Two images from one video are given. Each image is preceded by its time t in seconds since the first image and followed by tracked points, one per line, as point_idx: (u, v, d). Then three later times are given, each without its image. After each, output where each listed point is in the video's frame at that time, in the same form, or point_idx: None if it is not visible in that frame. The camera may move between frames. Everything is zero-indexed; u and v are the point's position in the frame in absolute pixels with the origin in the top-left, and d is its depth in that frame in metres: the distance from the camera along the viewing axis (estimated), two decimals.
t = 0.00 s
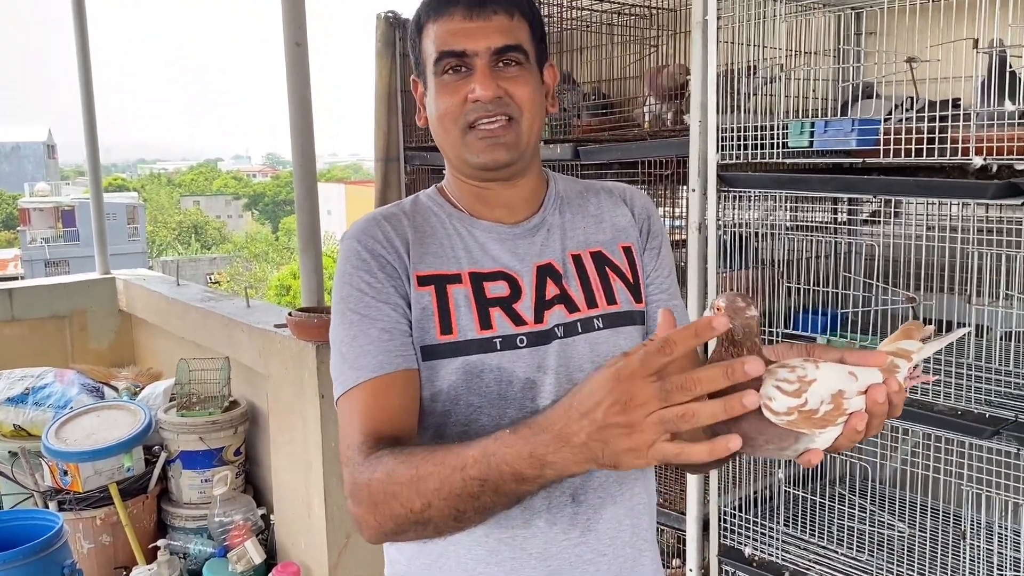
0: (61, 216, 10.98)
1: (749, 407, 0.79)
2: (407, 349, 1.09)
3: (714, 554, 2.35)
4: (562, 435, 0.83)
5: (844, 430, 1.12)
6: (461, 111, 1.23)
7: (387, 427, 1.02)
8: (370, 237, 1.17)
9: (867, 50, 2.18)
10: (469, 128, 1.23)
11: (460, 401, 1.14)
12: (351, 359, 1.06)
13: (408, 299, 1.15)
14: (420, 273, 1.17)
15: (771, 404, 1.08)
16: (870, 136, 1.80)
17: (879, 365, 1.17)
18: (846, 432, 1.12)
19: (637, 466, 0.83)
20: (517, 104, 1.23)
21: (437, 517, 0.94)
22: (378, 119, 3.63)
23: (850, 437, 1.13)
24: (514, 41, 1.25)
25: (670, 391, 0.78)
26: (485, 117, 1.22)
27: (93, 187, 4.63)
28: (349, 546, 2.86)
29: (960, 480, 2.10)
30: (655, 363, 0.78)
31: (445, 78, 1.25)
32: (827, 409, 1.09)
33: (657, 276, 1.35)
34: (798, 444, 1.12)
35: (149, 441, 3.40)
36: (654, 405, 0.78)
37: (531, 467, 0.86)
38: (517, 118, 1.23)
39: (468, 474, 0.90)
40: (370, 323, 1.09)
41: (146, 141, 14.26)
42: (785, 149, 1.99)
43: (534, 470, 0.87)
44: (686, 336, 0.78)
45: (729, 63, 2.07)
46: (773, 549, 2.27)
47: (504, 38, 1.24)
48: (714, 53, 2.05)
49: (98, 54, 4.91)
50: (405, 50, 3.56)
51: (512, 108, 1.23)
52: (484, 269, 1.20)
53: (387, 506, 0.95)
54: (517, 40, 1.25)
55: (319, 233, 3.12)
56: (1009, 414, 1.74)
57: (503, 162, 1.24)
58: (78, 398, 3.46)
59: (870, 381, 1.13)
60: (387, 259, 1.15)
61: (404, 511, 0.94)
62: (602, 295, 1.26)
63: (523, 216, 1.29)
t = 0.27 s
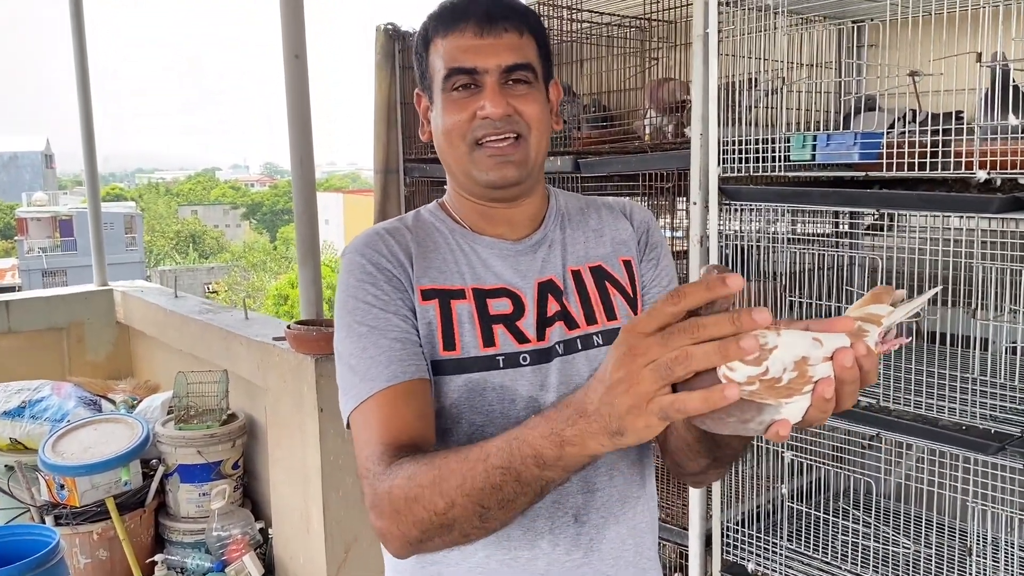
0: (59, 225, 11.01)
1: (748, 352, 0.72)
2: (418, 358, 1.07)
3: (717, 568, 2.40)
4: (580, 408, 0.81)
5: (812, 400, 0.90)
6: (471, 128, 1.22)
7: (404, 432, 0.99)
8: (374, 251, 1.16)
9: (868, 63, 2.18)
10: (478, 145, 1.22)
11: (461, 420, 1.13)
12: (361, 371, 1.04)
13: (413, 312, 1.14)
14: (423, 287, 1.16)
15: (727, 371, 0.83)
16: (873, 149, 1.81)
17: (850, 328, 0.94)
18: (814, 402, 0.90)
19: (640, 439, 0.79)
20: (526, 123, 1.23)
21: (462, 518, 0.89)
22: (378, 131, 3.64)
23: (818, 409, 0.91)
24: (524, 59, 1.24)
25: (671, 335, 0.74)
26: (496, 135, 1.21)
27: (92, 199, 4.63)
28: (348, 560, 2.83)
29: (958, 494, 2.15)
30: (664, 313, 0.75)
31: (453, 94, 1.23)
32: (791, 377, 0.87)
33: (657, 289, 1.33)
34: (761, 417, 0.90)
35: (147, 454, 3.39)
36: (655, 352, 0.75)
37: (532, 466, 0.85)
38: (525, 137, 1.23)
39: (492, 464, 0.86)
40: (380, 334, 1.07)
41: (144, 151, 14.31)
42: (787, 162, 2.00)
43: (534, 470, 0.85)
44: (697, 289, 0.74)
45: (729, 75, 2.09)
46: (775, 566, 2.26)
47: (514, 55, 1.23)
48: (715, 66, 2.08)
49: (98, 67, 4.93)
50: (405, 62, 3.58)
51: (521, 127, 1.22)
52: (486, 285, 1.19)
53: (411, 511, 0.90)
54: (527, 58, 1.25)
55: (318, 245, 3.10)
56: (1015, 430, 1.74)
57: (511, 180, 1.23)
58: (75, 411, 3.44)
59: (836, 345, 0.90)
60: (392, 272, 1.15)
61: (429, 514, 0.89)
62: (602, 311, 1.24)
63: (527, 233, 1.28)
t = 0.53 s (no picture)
0: (57, 234, 11.04)
1: (726, 354, 0.73)
2: (419, 363, 1.07)
3: None
4: (561, 409, 0.80)
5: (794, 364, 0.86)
6: (483, 143, 1.22)
7: (397, 434, 0.99)
8: (376, 261, 1.18)
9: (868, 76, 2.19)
10: (489, 160, 1.22)
11: (460, 432, 1.13)
12: (361, 376, 1.05)
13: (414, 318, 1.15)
14: (423, 297, 1.17)
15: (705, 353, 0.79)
16: (874, 162, 1.83)
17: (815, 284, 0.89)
18: (797, 366, 0.86)
19: (623, 437, 0.79)
20: (535, 139, 1.23)
21: (453, 521, 0.89)
22: (378, 143, 3.65)
23: (803, 371, 0.87)
24: (533, 75, 1.24)
25: (638, 335, 0.74)
26: (506, 150, 1.21)
27: (92, 210, 4.63)
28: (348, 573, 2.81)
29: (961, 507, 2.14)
30: (638, 311, 0.75)
31: (463, 109, 1.23)
32: (771, 347, 0.83)
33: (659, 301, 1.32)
34: (749, 395, 0.85)
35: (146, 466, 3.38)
36: (627, 353, 0.74)
37: (519, 467, 0.85)
38: (534, 152, 1.23)
39: (479, 465, 0.87)
40: (381, 340, 1.08)
41: (144, 161, 14.35)
42: (788, 175, 2.03)
43: (522, 470, 0.85)
44: (676, 290, 0.75)
45: (729, 89, 2.12)
46: None
47: (525, 72, 1.23)
48: (716, 80, 2.11)
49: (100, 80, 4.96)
50: (405, 74, 3.59)
51: (530, 143, 1.22)
52: (486, 297, 1.19)
53: (404, 514, 0.91)
54: (536, 74, 1.24)
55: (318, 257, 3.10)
56: (1017, 444, 1.76)
57: (519, 195, 1.23)
58: (74, 423, 3.43)
59: (806, 303, 0.86)
60: (393, 280, 1.16)
61: (421, 516, 0.90)
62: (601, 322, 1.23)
63: (530, 246, 1.28)
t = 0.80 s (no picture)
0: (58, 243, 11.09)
1: (727, 385, 0.71)
2: (415, 375, 1.07)
3: None
4: (542, 431, 0.78)
5: (785, 384, 0.83)
6: (484, 160, 1.21)
7: (386, 448, 0.99)
8: (376, 274, 1.18)
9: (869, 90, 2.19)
10: (491, 176, 1.22)
11: (457, 449, 1.12)
12: (356, 387, 1.06)
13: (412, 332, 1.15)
14: (422, 311, 1.17)
15: (692, 370, 0.77)
16: (875, 177, 1.86)
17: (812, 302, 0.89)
18: (787, 386, 0.83)
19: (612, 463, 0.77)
20: (537, 157, 1.22)
21: (437, 538, 0.89)
22: (378, 155, 3.65)
23: (794, 393, 0.83)
24: (535, 93, 1.24)
25: (630, 364, 0.71)
26: (508, 167, 1.21)
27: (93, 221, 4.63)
28: None
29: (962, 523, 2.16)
30: (628, 338, 0.72)
31: (465, 126, 1.23)
32: (760, 365, 0.80)
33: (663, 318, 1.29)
34: (736, 412, 0.80)
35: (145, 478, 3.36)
36: (618, 382, 0.72)
37: (501, 489, 0.83)
38: (537, 169, 1.22)
39: (461, 486, 0.85)
40: (378, 351, 1.08)
41: (145, 169, 14.40)
42: (788, 189, 2.04)
43: (503, 492, 0.84)
44: (670, 317, 0.74)
45: (729, 102, 2.14)
46: None
47: (527, 89, 1.23)
48: (716, 93, 2.12)
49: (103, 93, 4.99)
50: (406, 86, 3.60)
51: (532, 161, 1.22)
52: (485, 312, 1.18)
53: (389, 529, 0.91)
54: (538, 92, 1.24)
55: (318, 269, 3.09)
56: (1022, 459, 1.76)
57: (521, 211, 1.22)
58: (73, 434, 3.42)
59: (800, 321, 0.84)
60: (391, 293, 1.17)
61: (404, 533, 0.90)
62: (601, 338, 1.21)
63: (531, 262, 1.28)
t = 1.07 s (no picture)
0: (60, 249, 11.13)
1: (720, 385, 0.69)
2: (416, 382, 1.06)
3: None
4: (536, 429, 0.77)
5: (780, 392, 0.81)
6: (482, 163, 1.20)
7: (383, 452, 0.98)
8: (377, 280, 1.18)
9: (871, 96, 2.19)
10: (489, 180, 1.21)
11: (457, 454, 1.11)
12: (356, 394, 1.05)
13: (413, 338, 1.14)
14: (423, 318, 1.16)
15: (684, 371, 0.76)
16: (878, 183, 1.85)
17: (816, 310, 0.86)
18: (782, 394, 0.81)
19: (609, 466, 0.76)
20: (537, 159, 1.21)
21: (433, 543, 0.88)
22: (379, 161, 3.65)
23: (788, 401, 0.81)
24: (535, 95, 1.22)
25: (621, 364, 0.70)
26: (506, 170, 1.19)
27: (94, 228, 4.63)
28: None
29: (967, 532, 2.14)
30: (620, 337, 0.71)
31: (464, 130, 1.22)
32: (753, 370, 0.78)
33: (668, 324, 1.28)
34: (727, 415, 0.79)
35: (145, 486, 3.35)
36: (609, 382, 0.71)
37: (496, 490, 0.82)
38: (537, 172, 1.21)
39: (457, 489, 0.84)
40: (378, 357, 1.07)
41: (146, 177, 14.45)
42: (791, 195, 2.04)
43: (500, 494, 0.83)
44: (664, 316, 0.72)
45: (731, 108, 2.13)
46: None
47: (526, 91, 1.22)
48: (717, 98, 2.12)
49: (104, 100, 4.99)
50: (407, 93, 3.61)
51: (531, 163, 1.20)
52: (486, 318, 1.17)
53: (386, 534, 0.90)
54: (537, 94, 1.23)
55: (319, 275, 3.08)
56: None
57: (520, 214, 1.21)
58: (73, 442, 3.41)
59: (800, 328, 0.81)
60: (393, 300, 1.16)
61: (401, 537, 0.89)
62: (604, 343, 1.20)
63: (533, 266, 1.26)
